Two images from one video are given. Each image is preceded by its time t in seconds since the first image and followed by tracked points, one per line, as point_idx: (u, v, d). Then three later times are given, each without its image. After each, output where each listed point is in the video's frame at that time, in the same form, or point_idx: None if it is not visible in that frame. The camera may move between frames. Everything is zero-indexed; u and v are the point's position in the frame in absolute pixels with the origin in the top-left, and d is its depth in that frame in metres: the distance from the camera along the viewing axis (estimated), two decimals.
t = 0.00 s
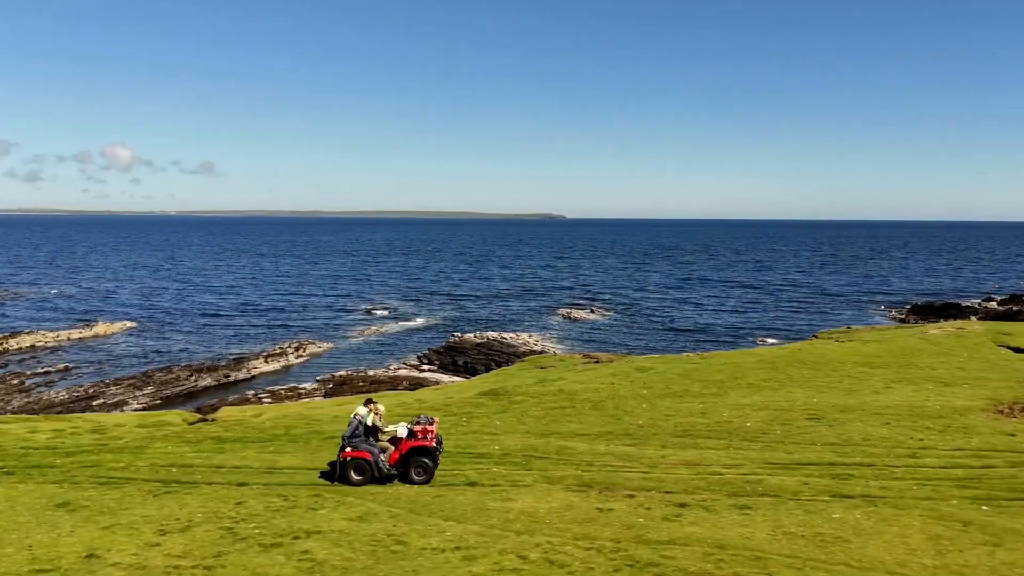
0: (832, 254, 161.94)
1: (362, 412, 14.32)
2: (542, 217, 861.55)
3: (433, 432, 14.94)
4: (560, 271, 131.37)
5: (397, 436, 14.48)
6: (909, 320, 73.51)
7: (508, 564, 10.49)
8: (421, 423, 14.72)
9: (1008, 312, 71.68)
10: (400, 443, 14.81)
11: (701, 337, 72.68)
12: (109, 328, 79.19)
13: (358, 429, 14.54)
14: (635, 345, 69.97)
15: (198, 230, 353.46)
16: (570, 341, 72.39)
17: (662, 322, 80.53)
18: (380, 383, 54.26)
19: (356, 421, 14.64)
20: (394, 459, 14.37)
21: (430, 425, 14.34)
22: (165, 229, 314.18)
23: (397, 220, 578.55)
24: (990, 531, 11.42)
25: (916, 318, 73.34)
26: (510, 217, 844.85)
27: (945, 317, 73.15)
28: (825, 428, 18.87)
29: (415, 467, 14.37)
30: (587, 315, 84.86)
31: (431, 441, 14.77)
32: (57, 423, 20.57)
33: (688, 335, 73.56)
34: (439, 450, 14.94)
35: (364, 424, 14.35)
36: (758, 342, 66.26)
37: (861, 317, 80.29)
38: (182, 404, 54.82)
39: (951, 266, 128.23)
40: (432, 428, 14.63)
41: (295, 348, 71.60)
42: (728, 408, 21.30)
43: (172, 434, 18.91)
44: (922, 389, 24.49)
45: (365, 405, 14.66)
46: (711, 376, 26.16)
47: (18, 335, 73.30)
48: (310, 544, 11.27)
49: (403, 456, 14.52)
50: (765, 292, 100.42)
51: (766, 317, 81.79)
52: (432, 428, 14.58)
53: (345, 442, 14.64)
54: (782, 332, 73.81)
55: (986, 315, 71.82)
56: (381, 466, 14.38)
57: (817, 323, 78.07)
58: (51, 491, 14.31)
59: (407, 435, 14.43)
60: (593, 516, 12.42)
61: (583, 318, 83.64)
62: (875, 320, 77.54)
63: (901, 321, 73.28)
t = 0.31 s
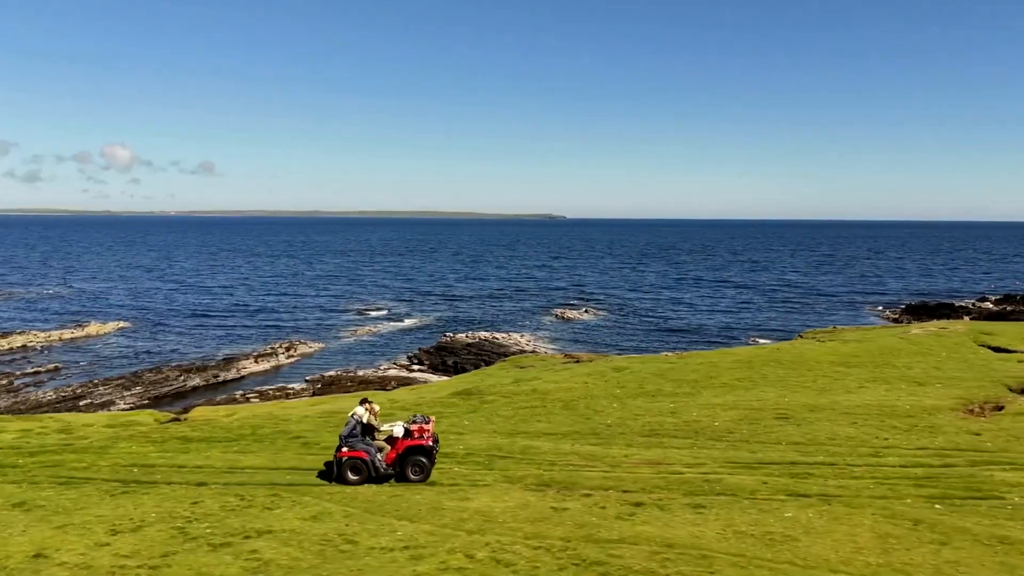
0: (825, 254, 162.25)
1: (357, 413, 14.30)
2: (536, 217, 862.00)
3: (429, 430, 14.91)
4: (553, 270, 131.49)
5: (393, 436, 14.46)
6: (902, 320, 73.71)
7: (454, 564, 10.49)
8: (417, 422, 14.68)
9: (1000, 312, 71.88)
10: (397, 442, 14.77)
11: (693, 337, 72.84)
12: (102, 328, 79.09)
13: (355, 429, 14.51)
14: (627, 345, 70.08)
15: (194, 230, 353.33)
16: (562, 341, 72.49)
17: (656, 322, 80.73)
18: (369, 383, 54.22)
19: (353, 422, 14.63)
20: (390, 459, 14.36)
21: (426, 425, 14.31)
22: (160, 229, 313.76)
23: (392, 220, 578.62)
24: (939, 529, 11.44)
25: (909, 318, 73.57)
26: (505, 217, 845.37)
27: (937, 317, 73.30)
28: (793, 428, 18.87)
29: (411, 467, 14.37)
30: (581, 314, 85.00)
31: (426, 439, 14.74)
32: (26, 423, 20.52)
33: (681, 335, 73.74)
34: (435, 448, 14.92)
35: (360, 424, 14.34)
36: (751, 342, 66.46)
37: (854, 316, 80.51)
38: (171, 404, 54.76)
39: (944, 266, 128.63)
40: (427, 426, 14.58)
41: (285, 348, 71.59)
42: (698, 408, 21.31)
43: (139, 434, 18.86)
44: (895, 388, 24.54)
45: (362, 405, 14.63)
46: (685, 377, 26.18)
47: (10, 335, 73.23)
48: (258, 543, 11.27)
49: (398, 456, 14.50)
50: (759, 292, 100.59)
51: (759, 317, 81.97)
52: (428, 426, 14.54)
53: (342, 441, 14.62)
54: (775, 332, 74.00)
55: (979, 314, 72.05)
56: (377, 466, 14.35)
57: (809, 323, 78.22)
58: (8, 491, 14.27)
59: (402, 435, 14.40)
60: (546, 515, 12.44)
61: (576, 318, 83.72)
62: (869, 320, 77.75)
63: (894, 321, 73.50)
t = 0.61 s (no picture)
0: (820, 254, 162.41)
1: (354, 413, 14.28)
2: (533, 217, 862.61)
3: (428, 430, 14.82)
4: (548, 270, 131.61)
5: (390, 435, 14.42)
6: (896, 319, 73.87)
7: (408, 563, 10.48)
8: (415, 422, 14.60)
9: (994, 313, 72.00)
10: (395, 442, 14.75)
11: (687, 337, 73.00)
12: (95, 328, 79.08)
13: (352, 429, 14.51)
14: (620, 345, 70.21)
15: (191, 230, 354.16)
16: (555, 341, 72.60)
17: (651, 322, 80.89)
18: (359, 383, 54.23)
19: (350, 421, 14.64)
20: (386, 459, 14.32)
21: (423, 425, 14.22)
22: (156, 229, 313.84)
23: (387, 220, 578.71)
24: (896, 528, 11.47)
25: (902, 318, 73.72)
26: (501, 216, 845.79)
27: (931, 317, 73.28)
28: (766, 427, 18.86)
29: (408, 466, 14.28)
30: (575, 315, 85.17)
31: (425, 439, 14.64)
32: None
33: (674, 335, 73.89)
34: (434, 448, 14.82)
35: (356, 424, 14.33)
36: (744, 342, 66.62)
37: (849, 317, 80.65)
38: (161, 404, 54.75)
39: (939, 266, 128.91)
40: (425, 426, 14.51)
41: (277, 348, 71.57)
42: (673, 408, 21.29)
43: (111, 434, 18.82)
44: (871, 388, 24.55)
45: (359, 405, 14.61)
46: (663, 377, 26.19)
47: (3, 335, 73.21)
48: (216, 543, 11.27)
49: (395, 456, 14.46)
50: (753, 292, 100.73)
51: (753, 317, 82.11)
52: (426, 426, 14.46)
53: (340, 441, 14.63)
54: (769, 332, 74.17)
55: (973, 314, 72.20)
56: (373, 465, 14.34)
57: (802, 324, 78.24)
58: None
59: (400, 434, 14.35)
60: (507, 514, 12.43)
61: (569, 318, 83.80)
62: (863, 319, 77.91)
63: (888, 321, 73.64)
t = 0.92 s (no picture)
0: (814, 254, 162.56)
1: (352, 413, 14.29)
2: (529, 217, 862.61)
3: (427, 431, 14.80)
4: (543, 270, 131.66)
5: (389, 435, 14.41)
6: (890, 320, 73.99)
7: (365, 563, 10.47)
8: (415, 422, 14.59)
9: (988, 312, 72.17)
10: (394, 442, 14.74)
11: (681, 337, 73.09)
12: (89, 328, 79.03)
13: (351, 429, 14.52)
14: (614, 345, 70.29)
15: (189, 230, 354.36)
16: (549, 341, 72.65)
17: (645, 322, 80.99)
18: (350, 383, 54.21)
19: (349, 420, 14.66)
20: (385, 459, 14.31)
21: (423, 425, 14.21)
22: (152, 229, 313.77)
23: (382, 219, 578.83)
24: (855, 527, 11.50)
25: (897, 318, 73.84)
26: (497, 216, 845.87)
27: (925, 317, 73.24)
28: (740, 427, 18.89)
29: (407, 466, 14.25)
30: (570, 315, 85.20)
31: (424, 440, 14.63)
32: None
33: (669, 335, 73.96)
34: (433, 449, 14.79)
35: (355, 423, 14.34)
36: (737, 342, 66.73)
37: (844, 317, 80.74)
38: (151, 404, 54.70)
39: (934, 266, 129.10)
40: (424, 427, 14.49)
41: (270, 348, 71.50)
42: (647, 408, 21.31)
43: (83, 434, 18.77)
44: (849, 388, 24.58)
45: (357, 405, 14.62)
46: (642, 377, 26.19)
47: None
48: (174, 543, 11.25)
49: (394, 456, 14.44)
50: (748, 292, 100.83)
51: (748, 317, 82.21)
52: (425, 426, 14.45)
53: (339, 441, 14.65)
54: (764, 332, 74.29)
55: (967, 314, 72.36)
56: (373, 465, 14.33)
57: (796, 324, 78.25)
58: None
59: (400, 434, 14.34)
60: (470, 514, 12.44)
61: (563, 318, 83.75)
62: (858, 319, 78.02)
63: (882, 321, 73.77)
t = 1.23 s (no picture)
0: (808, 254, 162.80)
1: (355, 412, 14.19)
2: (525, 217, 863.09)
3: (429, 431, 14.71)
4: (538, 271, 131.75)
5: (391, 435, 14.33)
6: (885, 320, 74.13)
7: (325, 562, 10.43)
8: (417, 423, 14.50)
9: (983, 313, 72.24)
10: (396, 442, 14.68)
11: (676, 337, 73.17)
12: (83, 327, 78.96)
13: (353, 427, 14.44)
14: (608, 345, 70.36)
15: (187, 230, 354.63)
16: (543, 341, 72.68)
17: (641, 322, 81.07)
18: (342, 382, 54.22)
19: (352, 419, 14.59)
20: (388, 458, 14.25)
21: (425, 426, 14.14)
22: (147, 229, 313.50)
23: (378, 219, 578.81)
24: (817, 526, 11.52)
25: (891, 318, 73.95)
26: (494, 216, 846.25)
27: (920, 317, 73.22)
28: (716, 427, 18.91)
29: (408, 467, 14.18)
30: (565, 315, 85.26)
31: (425, 441, 14.55)
32: None
33: (663, 334, 74.01)
34: (434, 450, 14.72)
35: (357, 423, 14.26)
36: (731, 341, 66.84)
37: (840, 316, 80.81)
38: (143, 404, 54.63)
39: (930, 266, 129.26)
40: (427, 427, 14.41)
41: (263, 347, 71.47)
42: (625, 408, 21.28)
43: (57, 434, 18.71)
44: (828, 387, 24.57)
45: (360, 404, 14.51)
46: (622, 377, 26.25)
47: None
48: (135, 544, 11.23)
49: (396, 456, 14.37)
50: (744, 292, 100.91)
51: (744, 317, 82.28)
52: (427, 427, 14.37)
53: (341, 439, 14.58)
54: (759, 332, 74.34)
55: (962, 314, 72.48)
56: (374, 465, 14.28)
57: (790, 324, 78.27)
58: None
59: (401, 435, 14.26)
60: (436, 513, 12.41)
61: (558, 318, 83.71)
62: (854, 319, 78.11)
63: (877, 321, 73.89)
